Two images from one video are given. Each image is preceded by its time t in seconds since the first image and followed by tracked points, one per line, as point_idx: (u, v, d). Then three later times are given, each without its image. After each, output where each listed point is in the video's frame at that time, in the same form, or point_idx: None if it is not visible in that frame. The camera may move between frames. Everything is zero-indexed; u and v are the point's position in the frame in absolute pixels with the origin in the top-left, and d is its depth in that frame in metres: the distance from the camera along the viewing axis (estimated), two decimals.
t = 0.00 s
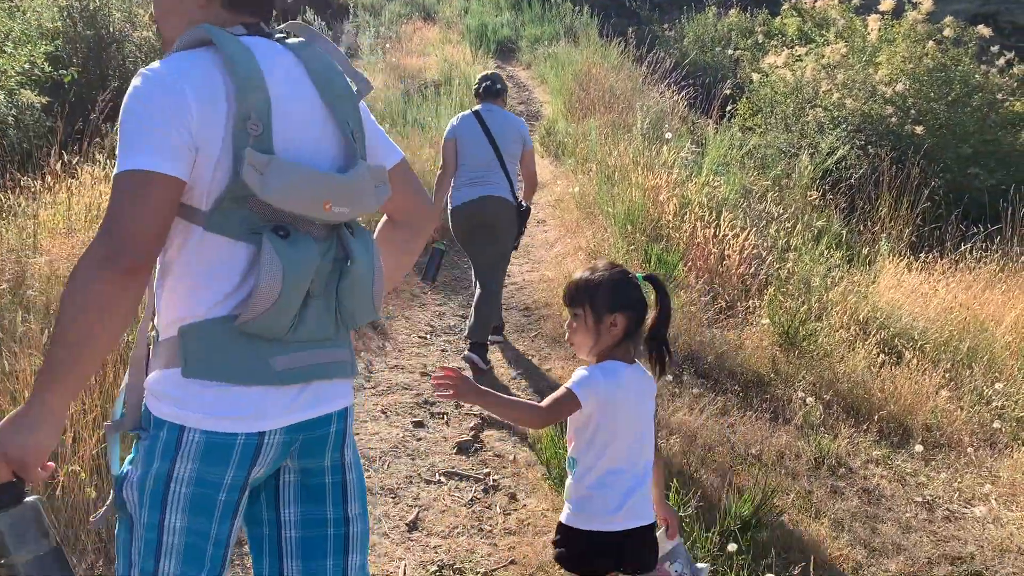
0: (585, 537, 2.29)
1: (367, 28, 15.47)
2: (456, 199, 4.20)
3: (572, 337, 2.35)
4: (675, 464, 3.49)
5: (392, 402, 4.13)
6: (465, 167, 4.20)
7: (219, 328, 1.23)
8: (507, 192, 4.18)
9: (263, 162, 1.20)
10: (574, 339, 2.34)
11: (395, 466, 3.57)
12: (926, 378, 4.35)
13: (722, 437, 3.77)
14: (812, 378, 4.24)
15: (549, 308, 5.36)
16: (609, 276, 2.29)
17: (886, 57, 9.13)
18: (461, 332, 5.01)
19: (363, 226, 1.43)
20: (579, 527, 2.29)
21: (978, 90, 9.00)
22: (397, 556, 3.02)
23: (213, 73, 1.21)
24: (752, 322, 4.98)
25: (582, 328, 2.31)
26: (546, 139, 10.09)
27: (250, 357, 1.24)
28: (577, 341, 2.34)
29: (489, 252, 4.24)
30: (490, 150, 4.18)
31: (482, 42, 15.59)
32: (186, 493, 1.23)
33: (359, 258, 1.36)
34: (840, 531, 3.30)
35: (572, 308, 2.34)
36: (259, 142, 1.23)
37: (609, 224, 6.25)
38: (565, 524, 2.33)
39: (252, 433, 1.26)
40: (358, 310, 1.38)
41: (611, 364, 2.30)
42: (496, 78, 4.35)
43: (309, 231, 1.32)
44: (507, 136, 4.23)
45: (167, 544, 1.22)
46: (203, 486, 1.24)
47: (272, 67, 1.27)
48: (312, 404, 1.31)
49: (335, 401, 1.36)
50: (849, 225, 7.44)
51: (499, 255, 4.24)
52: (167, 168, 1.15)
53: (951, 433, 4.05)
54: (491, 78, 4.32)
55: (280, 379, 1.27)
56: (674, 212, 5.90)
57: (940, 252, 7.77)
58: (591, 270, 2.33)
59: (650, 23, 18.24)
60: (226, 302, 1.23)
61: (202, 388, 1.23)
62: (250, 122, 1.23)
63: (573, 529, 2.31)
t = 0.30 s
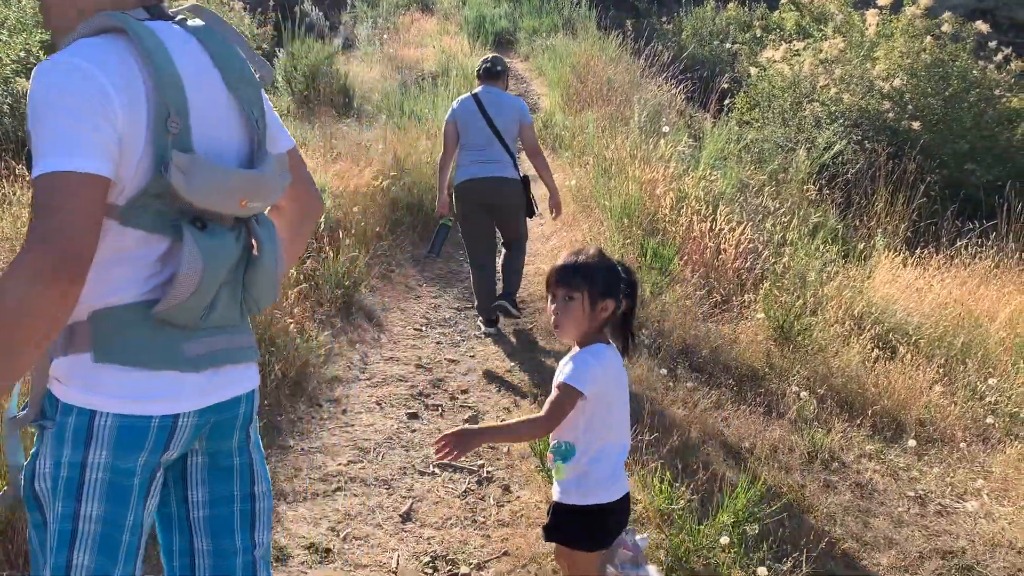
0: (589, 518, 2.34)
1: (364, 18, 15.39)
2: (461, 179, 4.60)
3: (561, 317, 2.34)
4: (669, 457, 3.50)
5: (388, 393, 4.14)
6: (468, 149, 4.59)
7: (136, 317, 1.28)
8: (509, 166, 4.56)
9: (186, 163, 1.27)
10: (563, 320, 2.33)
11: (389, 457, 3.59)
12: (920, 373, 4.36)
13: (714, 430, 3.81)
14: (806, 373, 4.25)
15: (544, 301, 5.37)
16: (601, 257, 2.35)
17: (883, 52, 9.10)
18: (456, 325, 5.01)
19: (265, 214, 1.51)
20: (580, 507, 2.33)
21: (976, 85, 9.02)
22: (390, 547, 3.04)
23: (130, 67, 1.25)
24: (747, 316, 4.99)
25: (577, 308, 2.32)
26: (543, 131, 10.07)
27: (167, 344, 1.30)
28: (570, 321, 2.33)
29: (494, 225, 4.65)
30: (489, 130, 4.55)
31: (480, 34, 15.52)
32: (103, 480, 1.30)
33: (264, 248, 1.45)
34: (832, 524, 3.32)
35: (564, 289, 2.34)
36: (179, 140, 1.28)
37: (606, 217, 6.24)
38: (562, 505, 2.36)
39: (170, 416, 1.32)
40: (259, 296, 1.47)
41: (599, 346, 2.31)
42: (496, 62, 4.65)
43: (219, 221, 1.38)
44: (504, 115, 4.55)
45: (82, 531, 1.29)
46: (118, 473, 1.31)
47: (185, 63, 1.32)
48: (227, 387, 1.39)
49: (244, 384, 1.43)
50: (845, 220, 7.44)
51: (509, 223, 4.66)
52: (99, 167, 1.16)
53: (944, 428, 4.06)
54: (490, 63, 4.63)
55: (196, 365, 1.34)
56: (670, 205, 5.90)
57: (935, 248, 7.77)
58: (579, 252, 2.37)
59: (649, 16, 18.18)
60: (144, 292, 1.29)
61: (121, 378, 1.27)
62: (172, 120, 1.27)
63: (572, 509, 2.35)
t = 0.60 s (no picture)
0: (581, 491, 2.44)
1: (359, 3, 15.27)
2: (466, 167, 4.64)
3: (552, 296, 2.44)
4: (655, 444, 3.52)
5: (377, 378, 4.15)
6: (473, 137, 4.63)
7: (55, 299, 1.40)
8: (512, 154, 4.66)
9: (101, 141, 1.38)
10: (553, 300, 2.43)
11: (377, 443, 3.60)
12: (908, 363, 4.38)
13: (701, 418, 3.86)
14: (793, 362, 4.28)
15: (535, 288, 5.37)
16: (584, 243, 2.52)
17: (878, 42, 9.06)
18: (446, 312, 5.01)
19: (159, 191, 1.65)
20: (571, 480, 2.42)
21: (969, 76, 8.85)
22: (377, 533, 3.06)
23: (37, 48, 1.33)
24: (737, 305, 5.01)
25: (568, 288, 2.45)
26: (537, 118, 10.03)
27: (87, 323, 1.42)
28: (560, 301, 2.44)
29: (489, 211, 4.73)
30: (494, 119, 4.61)
31: (475, 19, 15.42)
32: (35, 470, 1.40)
33: (165, 227, 1.61)
34: (816, 512, 3.35)
35: (553, 271, 2.46)
36: (89, 119, 1.39)
37: (598, 205, 6.23)
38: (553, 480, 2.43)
39: (98, 394, 1.44)
40: (156, 274, 1.61)
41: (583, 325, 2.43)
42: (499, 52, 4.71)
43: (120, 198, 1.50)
44: (508, 104, 4.62)
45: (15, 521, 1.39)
46: (52, 460, 1.41)
47: (88, 45, 1.44)
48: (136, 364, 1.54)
49: (144, 359, 1.58)
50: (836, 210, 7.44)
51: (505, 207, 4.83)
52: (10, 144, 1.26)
53: (930, 418, 4.08)
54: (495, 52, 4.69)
55: (115, 343, 1.46)
56: (661, 194, 5.89)
57: (926, 238, 7.79)
58: (563, 235, 2.50)
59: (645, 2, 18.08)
60: (62, 275, 1.40)
61: (46, 359, 1.38)
62: (81, 100, 1.37)
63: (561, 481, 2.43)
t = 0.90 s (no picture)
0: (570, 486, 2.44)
1: None
2: (470, 140, 4.88)
3: (535, 295, 2.40)
4: (647, 433, 3.53)
5: (370, 367, 4.14)
6: (479, 113, 4.86)
7: (0, 282, 1.58)
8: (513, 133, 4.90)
9: (41, 125, 1.57)
10: (535, 299, 2.39)
11: (369, 431, 3.60)
12: (899, 354, 4.39)
13: (693, 409, 3.89)
14: (786, 353, 4.29)
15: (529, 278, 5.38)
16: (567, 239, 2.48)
17: (873, 33, 9.06)
18: (440, 301, 5.00)
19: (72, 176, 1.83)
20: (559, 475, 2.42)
21: (964, 68, 8.81)
22: (369, 521, 3.07)
23: None
24: (731, 297, 5.01)
25: (551, 286, 2.42)
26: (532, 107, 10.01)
27: (34, 299, 1.62)
28: (543, 300, 2.40)
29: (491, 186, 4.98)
30: (500, 97, 4.86)
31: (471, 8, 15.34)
32: None
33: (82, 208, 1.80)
34: (807, 503, 3.36)
35: (536, 269, 2.43)
36: (22, 104, 1.57)
37: (592, 195, 6.22)
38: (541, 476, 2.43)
39: (47, 371, 1.69)
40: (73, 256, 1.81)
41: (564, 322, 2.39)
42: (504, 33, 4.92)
43: (42, 179, 1.66)
44: (515, 85, 4.87)
45: None
46: (11, 439, 1.62)
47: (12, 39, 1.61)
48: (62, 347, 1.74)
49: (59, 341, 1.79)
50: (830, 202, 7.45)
51: (502, 184, 5.01)
52: None
53: (921, 409, 4.10)
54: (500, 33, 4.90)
55: (55, 322, 1.68)
56: (656, 184, 5.89)
57: (919, 231, 7.80)
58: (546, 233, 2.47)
59: None
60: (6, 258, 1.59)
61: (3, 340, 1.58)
62: (14, 85, 1.55)
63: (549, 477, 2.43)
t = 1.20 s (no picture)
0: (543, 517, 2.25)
1: None
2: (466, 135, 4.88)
3: (528, 306, 2.16)
4: (644, 426, 3.54)
5: (366, 361, 4.15)
6: (476, 108, 4.86)
7: None
8: (511, 127, 4.91)
9: None
10: (529, 311, 2.16)
11: (367, 425, 3.61)
12: (894, 349, 4.40)
13: (688, 403, 3.91)
14: (781, 348, 4.30)
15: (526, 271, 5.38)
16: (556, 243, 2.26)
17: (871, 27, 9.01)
18: (436, 295, 5.01)
19: None
20: (533, 507, 2.22)
21: (960, 64, 8.81)
22: (365, 515, 3.08)
23: None
24: (727, 291, 5.02)
25: (544, 296, 2.20)
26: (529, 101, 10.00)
27: None
28: (536, 311, 2.18)
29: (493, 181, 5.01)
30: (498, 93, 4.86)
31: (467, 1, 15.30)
32: None
33: None
34: (801, 497, 3.38)
35: (529, 276, 2.19)
36: None
37: (589, 189, 6.22)
38: (512, 508, 2.21)
39: None
40: None
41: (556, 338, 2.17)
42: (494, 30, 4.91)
43: None
44: (512, 81, 4.87)
45: None
46: None
47: None
48: None
49: None
50: (826, 196, 7.46)
51: (499, 179, 5.01)
52: None
53: (915, 404, 4.12)
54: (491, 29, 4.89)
55: None
56: (652, 178, 5.89)
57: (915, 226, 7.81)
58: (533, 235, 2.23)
59: None
60: None
61: None
62: None
63: (521, 507, 2.23)
